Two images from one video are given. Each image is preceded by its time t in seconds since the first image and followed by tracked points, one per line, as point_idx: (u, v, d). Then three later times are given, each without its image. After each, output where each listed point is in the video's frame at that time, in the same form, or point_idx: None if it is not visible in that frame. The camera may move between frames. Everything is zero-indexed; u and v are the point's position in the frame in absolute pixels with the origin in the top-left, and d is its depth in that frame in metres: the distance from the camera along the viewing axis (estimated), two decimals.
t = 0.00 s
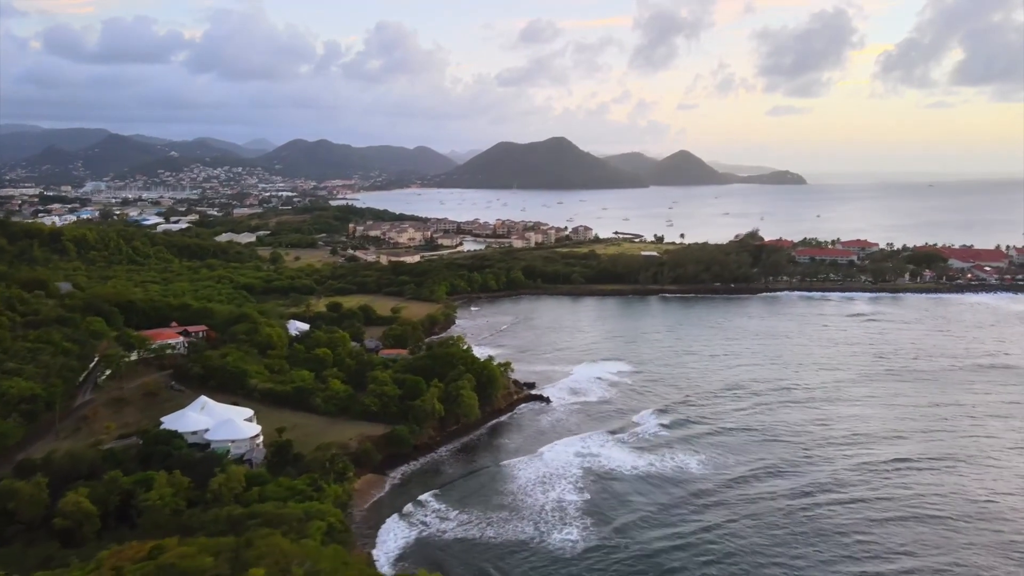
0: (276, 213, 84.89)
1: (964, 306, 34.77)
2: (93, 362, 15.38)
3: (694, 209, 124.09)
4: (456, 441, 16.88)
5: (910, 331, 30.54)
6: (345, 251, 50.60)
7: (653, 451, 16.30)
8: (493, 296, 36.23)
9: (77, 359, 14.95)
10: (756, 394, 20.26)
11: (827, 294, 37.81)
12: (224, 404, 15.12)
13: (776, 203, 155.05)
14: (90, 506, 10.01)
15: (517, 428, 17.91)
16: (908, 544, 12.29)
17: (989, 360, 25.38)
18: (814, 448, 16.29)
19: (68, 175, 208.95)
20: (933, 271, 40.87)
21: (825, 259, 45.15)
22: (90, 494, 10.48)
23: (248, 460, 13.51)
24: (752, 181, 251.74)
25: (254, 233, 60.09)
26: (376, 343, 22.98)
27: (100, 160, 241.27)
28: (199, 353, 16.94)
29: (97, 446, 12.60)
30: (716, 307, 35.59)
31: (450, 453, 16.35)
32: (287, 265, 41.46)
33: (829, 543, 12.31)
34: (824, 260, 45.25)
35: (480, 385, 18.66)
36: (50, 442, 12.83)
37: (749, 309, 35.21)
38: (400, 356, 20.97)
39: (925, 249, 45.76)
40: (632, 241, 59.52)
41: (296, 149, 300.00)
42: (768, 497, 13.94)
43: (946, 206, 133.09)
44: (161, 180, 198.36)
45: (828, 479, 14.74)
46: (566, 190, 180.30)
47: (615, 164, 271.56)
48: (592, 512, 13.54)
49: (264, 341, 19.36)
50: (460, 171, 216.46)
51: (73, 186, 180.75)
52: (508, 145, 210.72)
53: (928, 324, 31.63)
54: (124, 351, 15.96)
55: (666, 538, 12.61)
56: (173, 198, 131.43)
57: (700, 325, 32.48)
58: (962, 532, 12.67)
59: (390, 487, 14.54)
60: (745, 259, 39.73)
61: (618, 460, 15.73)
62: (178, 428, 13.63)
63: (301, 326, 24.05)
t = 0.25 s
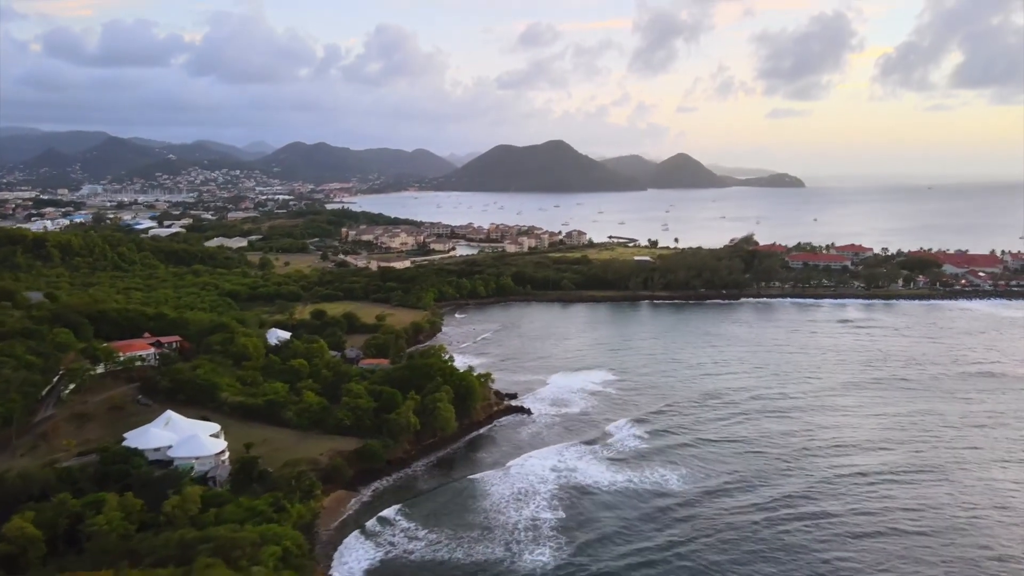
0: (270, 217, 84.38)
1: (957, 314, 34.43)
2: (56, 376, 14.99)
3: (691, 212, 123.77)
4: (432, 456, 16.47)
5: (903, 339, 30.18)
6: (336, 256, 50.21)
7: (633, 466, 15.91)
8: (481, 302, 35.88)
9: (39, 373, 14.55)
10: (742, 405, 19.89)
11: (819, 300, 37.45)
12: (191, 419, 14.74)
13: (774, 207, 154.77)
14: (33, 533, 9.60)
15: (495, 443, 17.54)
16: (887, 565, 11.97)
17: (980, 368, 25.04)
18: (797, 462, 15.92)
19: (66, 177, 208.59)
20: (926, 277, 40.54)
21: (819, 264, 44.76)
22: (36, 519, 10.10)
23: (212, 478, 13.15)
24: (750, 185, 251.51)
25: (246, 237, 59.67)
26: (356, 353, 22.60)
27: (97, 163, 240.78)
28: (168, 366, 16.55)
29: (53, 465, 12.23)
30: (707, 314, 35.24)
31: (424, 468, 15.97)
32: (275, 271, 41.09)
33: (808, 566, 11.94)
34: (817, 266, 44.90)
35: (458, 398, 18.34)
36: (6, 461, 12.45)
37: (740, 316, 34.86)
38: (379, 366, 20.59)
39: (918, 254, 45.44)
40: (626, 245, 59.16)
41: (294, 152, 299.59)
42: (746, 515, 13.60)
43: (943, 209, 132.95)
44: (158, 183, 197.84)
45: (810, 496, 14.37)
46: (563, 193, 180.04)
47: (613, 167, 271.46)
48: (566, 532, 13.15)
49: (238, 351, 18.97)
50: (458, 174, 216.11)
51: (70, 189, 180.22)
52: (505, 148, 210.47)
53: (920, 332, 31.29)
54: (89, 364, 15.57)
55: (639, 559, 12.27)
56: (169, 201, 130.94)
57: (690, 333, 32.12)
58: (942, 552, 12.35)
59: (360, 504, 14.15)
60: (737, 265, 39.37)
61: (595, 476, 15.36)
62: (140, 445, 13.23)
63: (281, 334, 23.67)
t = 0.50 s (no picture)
0: (265, 227, 84.09)
1: (950, 327, 34.12)
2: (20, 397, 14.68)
3: (688, 222, 123.56)
4: (408, 476, 16.09)
5: (895, 352, 29.85)
6: (327, 267, 49.91)
7: (612, 487, 15.51)
8: (471, 315, 35.54)
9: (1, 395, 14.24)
10: (727, 421, 19.50)
11: (812, 312, 37.13)
12: (157, 440, 14.37)
13: (771, 216, 154.62)
14: None
15: (473, 462, 17.18)
16: None
17: (972, 382, 24.65)
18: (782, 483, 15.52)
19: (64, 187, 208.66)
20: (920, 289, 40.19)
21: (813, 276, 44.46)
22: None
23: (174, 502, 12.72)
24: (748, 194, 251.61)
25: (238, 248, 59.38)
26: (338, 368, 22.23)
27: (96, 173, 240.78)
28: (137, 385, 16.22)
29: (8, 489, 11.89)
30: (698, 327, 34.88)
31: (399, 489, 15.57)
32: (264, 282, 40.74)
33: None
34: (811, 277, 44.56)
35: (437, 415, 17.97)
36: None
37: (732, 329, 34.53)
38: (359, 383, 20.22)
39: (913, 266, 45.09)
40: (620, 256, 58.83)
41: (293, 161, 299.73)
42: (724, 539, 13.26)
43: (941, 219, 132.89)
44: (157, 192, 197.91)
45: (792, 520, 13.97)
46: (561, 202, 179.94)
47: (611, 176, 271.65)
48: (539, 558, 12.74)
49: (214, 368, 18.63)
50: (455, 184, 216.15)
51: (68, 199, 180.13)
52: (503, 158, 210.62)
53: (912, 345, 30.91)
54: (56, 385, 15.27)
55: None
56: (166, 211, 130.96)
57: (681, 346, 31.76)
58: None
59: (329, 528, 13.78)
60: (729, 276, 39.03)
61: (573, 497, 15.00)
62: (101, 468, 12.83)
63: (262, 349, 23.31)
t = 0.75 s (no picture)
0: (259, 239, 83.78)
1: (943, 341, 33.81)
2: None
3: (685, 233, 123.38)
4: (382, 500, 15.68)
5: (886, 367, 29.51)
6: (318, 280, 49.56)
7: (591, 510, 15.11)
8: (459, 328, 35.19)
9: None
10: (712, 440, 19.13)
11: (804, 326, 36.79)
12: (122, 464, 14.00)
13: (768, 227, 154.59)
14: None
15: (450, 484, 16.79)
16: None
17: (963, 398, 24.29)
18: (765, 507, 15.14)
19: (62, 197, 208.66)
20: (913, 302, 39.89)
21: (806, 289, 44.16)
22: None
23: (133, 530, 12.28)
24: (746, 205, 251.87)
25: (229, 260, 59.05)
26: (318, 386, 21.84)
27: (94, 183, 240.90)
28: (104, 405, 15.86)
29: None
30: (689, 341, 34.52)
31: (372, 512, 15.18)
32: (253, 295, 40.39)
33: None
34: (804, 290, 44.25)
35: (415, 436, 17.57)
36: None
37: (722, 343, 34.19)
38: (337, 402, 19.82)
39: (906, 278, 44.80)
40: (614, 268, 58.55)
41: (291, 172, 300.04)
42: (700, 566, 12.88)
43: (938, 230, 132.94)
44: (154, 203, 197.86)
45: (772, 546, 13.57)
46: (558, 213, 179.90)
47: (609, 187, 271.97)
48: None
49: (187, 387, 18.26)
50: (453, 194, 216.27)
51: (66, 210, 180.02)
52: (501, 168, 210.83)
53: (904, 360, 30.56)
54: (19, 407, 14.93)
55: None
56: (163, 222, 130.77)
57: (671, 361, 31.40)
58: None
59: (296, 555, 13.37)
60: (721, 289, 38.72)
61: (549, 522, 14.60)
62: (59, 495, 12.43)
63: (241, 367, 22.91)
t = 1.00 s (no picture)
0: (253, 251, 83.38)
1: (935, 356, 33.45)
2: None
3: (682, 245, 123.21)
4: (353, 525, 15.25)
5: (877, 382, 29.15)
6: (307, 293, 49.15)
7: (566, 536, 14.72)
8: (447, 343, 34.80)
9: None
10: (695, 460, 18.75)
11: (796, 340, 36.44)
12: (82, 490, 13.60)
13: (765, 238, 154.42)
14: None
15: (424, 507, 16.38)
16: None
17: (954, 415, 23.93)
18: (746, 532, 14.75)
19: (59, 208, 208.42)
20: (907, 316, 39.56)
21: (799, 302, 43.83)
22: None
23: (88, 560, 11.90)
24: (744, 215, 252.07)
25: (220, 272, 58.68)
26: (296, 404, 21.43)
27: (91, 195, 240.84)
28: (68, 428, 15.49)
29: None
30: (679, 356, 34.12)
31: (343, 537, 14.76)
32: (240, 309, 39.99)
33: None
34: (797, 303, 43.91)
35: (390, 458, 17.17)
36: None
37: (713, 357, 33.81)
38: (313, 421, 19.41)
39: (900, 292, 44.50)
40: (607, 281, 58.21)
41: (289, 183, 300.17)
42: None
43: (935, 241, 132.82)
44: (151, 214, 197.63)
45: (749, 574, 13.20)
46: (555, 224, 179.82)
47: (607, 198, 272.23)
48: None
49: (158, 407, 17.86)
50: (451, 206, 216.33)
51: (62, 221, 179.63)
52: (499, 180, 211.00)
53: (896, 375, 30.21)
54: None
55: None
56: (158, 234, 130.33)
57: (660, 376, 31.01)
58: None
59: None
60: (712, 303, 38.36)
61: (523, 547, 14.21)
62: (13, 523, 12.09)
63: (219, 385, 22.50)
